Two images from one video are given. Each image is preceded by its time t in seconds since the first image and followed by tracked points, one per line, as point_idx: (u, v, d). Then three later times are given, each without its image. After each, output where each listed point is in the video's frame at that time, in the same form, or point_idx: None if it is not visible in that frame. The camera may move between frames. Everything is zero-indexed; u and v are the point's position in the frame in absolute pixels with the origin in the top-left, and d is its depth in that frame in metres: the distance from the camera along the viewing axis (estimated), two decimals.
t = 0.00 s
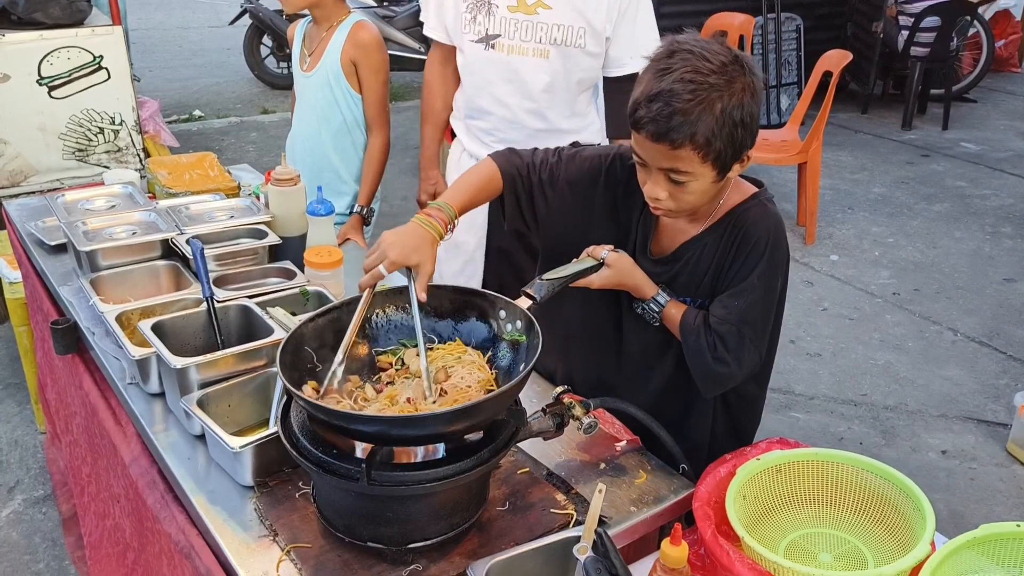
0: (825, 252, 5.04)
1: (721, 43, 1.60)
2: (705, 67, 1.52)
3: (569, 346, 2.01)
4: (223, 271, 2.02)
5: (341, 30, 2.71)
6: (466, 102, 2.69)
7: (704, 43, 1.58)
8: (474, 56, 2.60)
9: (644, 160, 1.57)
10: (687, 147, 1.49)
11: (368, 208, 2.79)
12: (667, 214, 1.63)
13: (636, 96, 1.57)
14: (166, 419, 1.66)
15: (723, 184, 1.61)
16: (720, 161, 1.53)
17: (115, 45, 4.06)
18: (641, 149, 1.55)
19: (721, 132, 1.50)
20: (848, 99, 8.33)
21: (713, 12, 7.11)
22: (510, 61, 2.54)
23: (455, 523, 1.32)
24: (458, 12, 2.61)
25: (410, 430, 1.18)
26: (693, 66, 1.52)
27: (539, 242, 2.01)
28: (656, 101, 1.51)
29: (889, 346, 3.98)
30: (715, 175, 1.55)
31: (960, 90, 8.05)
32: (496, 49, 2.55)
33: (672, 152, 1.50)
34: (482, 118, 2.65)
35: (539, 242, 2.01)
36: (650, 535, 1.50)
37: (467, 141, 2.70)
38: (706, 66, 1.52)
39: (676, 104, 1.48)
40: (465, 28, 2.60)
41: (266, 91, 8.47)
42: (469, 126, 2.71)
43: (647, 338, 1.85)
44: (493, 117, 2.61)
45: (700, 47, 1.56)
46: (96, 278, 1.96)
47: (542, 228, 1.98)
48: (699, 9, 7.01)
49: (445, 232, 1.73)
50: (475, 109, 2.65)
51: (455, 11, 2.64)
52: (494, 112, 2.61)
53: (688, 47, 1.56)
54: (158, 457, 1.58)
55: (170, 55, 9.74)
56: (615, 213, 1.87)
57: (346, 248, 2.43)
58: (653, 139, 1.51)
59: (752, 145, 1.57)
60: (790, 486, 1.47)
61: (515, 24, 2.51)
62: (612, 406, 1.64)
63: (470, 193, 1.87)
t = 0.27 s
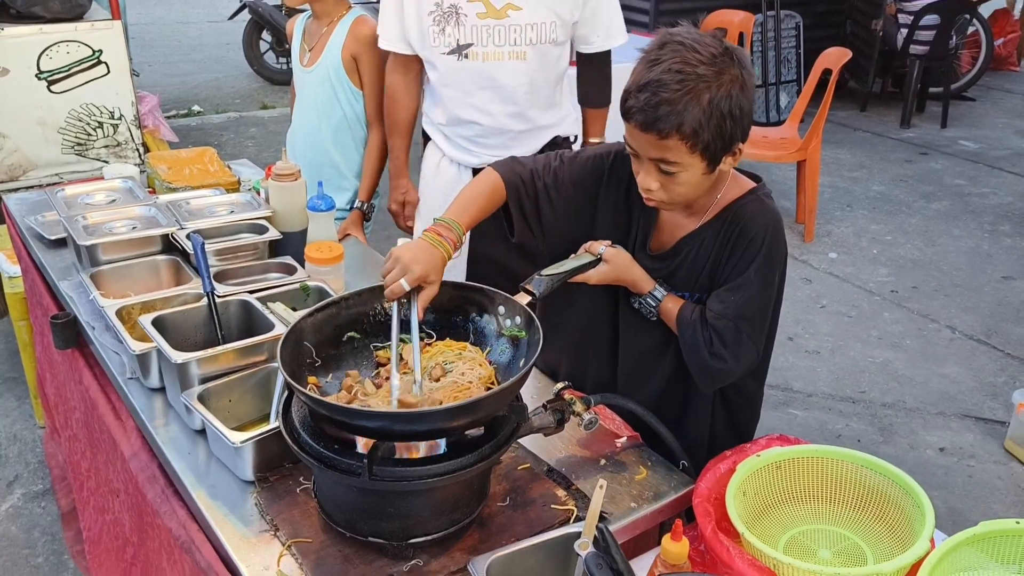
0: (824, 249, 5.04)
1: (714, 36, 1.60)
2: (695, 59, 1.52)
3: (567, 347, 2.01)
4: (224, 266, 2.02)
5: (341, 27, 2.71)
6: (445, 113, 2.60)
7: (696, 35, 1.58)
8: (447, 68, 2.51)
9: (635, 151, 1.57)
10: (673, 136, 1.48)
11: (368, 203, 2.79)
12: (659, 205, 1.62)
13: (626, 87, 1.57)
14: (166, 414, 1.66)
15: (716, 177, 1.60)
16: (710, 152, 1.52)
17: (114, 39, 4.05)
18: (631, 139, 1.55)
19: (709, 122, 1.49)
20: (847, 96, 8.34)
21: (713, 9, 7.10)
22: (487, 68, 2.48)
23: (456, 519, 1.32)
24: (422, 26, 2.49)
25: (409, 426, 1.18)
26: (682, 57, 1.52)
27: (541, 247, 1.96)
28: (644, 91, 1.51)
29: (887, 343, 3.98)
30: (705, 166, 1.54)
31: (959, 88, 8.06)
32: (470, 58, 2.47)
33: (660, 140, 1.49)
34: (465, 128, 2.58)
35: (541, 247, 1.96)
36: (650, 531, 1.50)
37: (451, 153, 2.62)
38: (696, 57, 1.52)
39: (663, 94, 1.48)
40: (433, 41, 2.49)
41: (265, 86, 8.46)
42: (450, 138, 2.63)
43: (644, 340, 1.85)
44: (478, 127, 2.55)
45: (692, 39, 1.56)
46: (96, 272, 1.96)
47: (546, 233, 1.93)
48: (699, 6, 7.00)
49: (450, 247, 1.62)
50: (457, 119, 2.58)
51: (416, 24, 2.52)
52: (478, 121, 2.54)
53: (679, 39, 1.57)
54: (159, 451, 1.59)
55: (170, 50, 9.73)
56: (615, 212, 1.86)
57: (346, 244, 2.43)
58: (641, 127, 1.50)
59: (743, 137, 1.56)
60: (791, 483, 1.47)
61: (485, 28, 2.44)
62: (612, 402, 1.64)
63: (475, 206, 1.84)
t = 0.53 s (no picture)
0: (819, 245, 5.05)
1: (713, 27, 1.59)
2: (694, 49, 1.52)
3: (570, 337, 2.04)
4: (222, 261, 2.00)
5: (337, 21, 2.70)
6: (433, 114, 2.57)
7: (694, 26, 1.57)
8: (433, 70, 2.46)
9: (637, 143, 1.56)
10: (673, 127, 1.47)
11: (367, 198, 2.77)
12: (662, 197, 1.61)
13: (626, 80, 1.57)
14: (164, 410, 1.65)
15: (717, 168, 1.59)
16: (710, 142, 1.51)
17: (108, 32, 4.02)
18: (633, 131, 1.55)
19: (709, 112, 1.48)
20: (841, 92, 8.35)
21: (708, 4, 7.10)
22: (472, 64, 2.47)
23: (460, 516, 1.31)
24: (403, 30, 2.41)
25: (413, 423, 1.17)
26: (680, 48, 1.52)
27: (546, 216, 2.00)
28: (643, 82, 1.50)
29: (882, 339, 4.00)
30: (707, 156, 1.53)
31: (952, 84, 8.08)
32: (457, 57, 2.44)
33: (660, 131, 1.48)
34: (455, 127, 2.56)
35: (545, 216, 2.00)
36: (653, 528, 1.49)
37: (444, 154, 2.60)
38: (695, 48, 1.51)
39: (662, 85, 1.47)
40: (416, 44, 2.42)
41: (258, 80, 8.42)
42: (439, 139, 2.60)
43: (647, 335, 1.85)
44: (470, 126, 2.53)
45: (690, 30, 1.56)
46: (93, 267, 1.94)
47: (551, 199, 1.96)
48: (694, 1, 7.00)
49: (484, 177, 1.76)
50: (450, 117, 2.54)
51: (394, 26, 2.43)
52: (469, 119, 2.53)
53: (677, 31, 1.56)
54: (158, 448, 1.57)
55: (161, 43, 9.66)
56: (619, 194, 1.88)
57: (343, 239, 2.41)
58: (642, 118, 1.50)
59: (743, 127, 1.55)
60: (794, 479, 1.47)
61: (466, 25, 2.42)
62: (614, 398, 1.64)
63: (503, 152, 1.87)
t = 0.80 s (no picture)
0: (813, 239, 5.06)
1: (728, 15, 1.59)
2: (708, 34, 1.51)
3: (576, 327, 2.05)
4: (221, 260, 1.98)
5: (334, 15, 2.68)
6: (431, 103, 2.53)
7: (710, 12, 1.57)
8: (434, 57, 2.44)
9: (649, 127, 1.55)
10: (687, 109, 1.46)
11: (365, 194, 2.74)
12: (673, 184, 1.59)
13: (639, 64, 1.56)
14: (167, 411, 1.63)
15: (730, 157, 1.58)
16: (723, 125, 1.50)
17: (97, 28, 3.97)
18: (644, 114, 1.53)
19: (722, 96, 1.47)
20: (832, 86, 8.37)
21: None
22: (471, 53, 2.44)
23: (469, 515, 1.30)
24: (401, 17, 2.40)
25: (422, 422, 1.16)
26: (695, 31, 1.51)
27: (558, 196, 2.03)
28: (657, 65, 1.50)
29: (877, 332, 4.01)
30: (719, 142, 1.52)
31: (942, 78, 8.11)
32: (456, 45, 2.42)
33: (673, 113, 1.47)
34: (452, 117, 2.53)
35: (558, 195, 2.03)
36: (661, 525, 1.49)
37: (439, 145, 2.55)
38: (710, 32, 1.51)
39: (677, 67, 1.47)
40: (415, 31, 2.41)
41: (246, 76, 8.36)
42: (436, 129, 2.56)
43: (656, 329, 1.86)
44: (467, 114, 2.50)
45: (705, 16, 1.55)
46: (91, 266, 1.92)
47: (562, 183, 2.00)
48: None
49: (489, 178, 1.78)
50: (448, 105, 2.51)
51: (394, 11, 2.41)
52: (467, 108, 2.50)
53: (692, 16, 1.56)
54: (161, 449, 1.56)
55: (148, 39, 9.58)
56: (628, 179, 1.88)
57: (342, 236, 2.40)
58: (654, 101, 1.48)
59: (756, 113, 1.54)
60: (801, 474, 1.47)
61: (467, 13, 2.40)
62: (620, 395, 1.63)
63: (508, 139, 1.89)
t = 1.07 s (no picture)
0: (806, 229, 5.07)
1: None
2: (713, 17, 1.52)
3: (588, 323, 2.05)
4: (224, 260, 1.97)
5: (327, 11, 2.66)
6: (447, 90, 2.58)
7: None
8: (452, 46, 2.50)
9: (655, 111, 1.55)
10: (691, 90, 1.46)
11: (362, 191, 2.73)
12: (680, 170, 1.59)
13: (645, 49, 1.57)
14: (173, 413, 1.62)
15: (736, 142, 1.57)
16: (728, 108, 1.49)
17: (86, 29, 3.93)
18: (650, 98, 1.53)
19: (726, 77, 1.47)
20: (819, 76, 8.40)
21: None
22: (490, 45, 2.48)
23: (484, 511, 1.30)
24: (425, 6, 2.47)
25: (436, 419, 1.16)
26: (700, 15, 1.52)
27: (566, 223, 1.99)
28: (663, 48, 1.50)
29: (873, 321, 4.03)
30: (725, 124, 1.52)
31: (929, 66, 8.15)
32: (475, 35, 2.46)
33: (677, 95, 1.46)
34: (466, 106, 2.56)
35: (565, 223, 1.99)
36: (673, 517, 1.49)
37: (451, 132, 2.59)
38: (715, 15, 1.51)
39: (681, 49, 1.47)
40: (438, 20, 2.48)
41: (234, 75, 8.31)
42: (450, 116, 2.59)
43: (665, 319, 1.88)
44: (481, 103, 2.52)
45: None
46: (92, 269, 1.91)
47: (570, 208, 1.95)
48: None
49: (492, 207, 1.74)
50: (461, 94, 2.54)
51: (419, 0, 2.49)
52: (479, 97, 2.52)
53: None
54: (169, 451, 1.55)
55: (132, 39, 9.52)
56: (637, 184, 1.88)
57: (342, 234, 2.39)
58: (659, 84, 1.49)
59: (761, 96, 1.53)
60: (812, 464, 1.48)
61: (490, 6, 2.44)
62: (629, 387, 1.64)
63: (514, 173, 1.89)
